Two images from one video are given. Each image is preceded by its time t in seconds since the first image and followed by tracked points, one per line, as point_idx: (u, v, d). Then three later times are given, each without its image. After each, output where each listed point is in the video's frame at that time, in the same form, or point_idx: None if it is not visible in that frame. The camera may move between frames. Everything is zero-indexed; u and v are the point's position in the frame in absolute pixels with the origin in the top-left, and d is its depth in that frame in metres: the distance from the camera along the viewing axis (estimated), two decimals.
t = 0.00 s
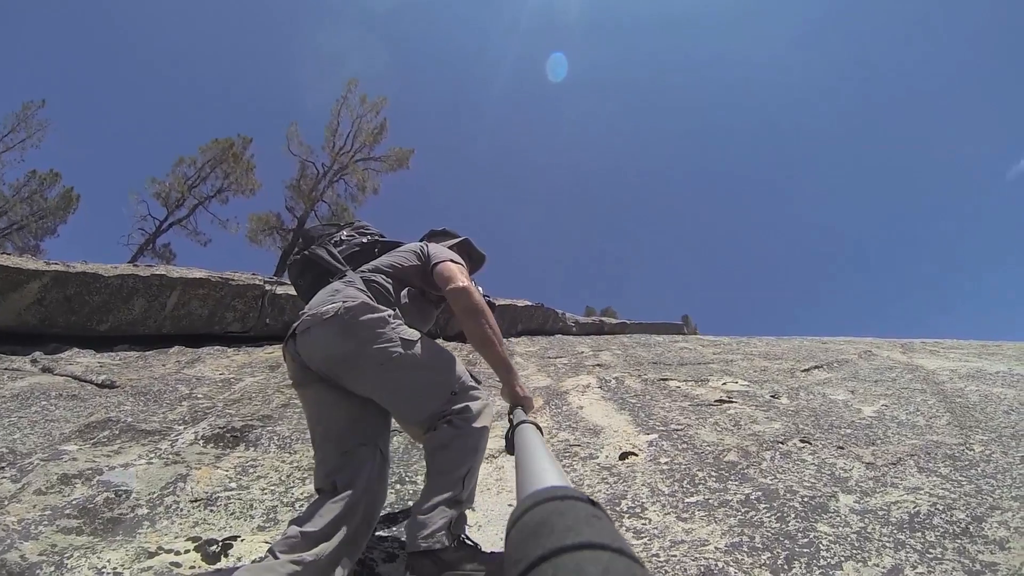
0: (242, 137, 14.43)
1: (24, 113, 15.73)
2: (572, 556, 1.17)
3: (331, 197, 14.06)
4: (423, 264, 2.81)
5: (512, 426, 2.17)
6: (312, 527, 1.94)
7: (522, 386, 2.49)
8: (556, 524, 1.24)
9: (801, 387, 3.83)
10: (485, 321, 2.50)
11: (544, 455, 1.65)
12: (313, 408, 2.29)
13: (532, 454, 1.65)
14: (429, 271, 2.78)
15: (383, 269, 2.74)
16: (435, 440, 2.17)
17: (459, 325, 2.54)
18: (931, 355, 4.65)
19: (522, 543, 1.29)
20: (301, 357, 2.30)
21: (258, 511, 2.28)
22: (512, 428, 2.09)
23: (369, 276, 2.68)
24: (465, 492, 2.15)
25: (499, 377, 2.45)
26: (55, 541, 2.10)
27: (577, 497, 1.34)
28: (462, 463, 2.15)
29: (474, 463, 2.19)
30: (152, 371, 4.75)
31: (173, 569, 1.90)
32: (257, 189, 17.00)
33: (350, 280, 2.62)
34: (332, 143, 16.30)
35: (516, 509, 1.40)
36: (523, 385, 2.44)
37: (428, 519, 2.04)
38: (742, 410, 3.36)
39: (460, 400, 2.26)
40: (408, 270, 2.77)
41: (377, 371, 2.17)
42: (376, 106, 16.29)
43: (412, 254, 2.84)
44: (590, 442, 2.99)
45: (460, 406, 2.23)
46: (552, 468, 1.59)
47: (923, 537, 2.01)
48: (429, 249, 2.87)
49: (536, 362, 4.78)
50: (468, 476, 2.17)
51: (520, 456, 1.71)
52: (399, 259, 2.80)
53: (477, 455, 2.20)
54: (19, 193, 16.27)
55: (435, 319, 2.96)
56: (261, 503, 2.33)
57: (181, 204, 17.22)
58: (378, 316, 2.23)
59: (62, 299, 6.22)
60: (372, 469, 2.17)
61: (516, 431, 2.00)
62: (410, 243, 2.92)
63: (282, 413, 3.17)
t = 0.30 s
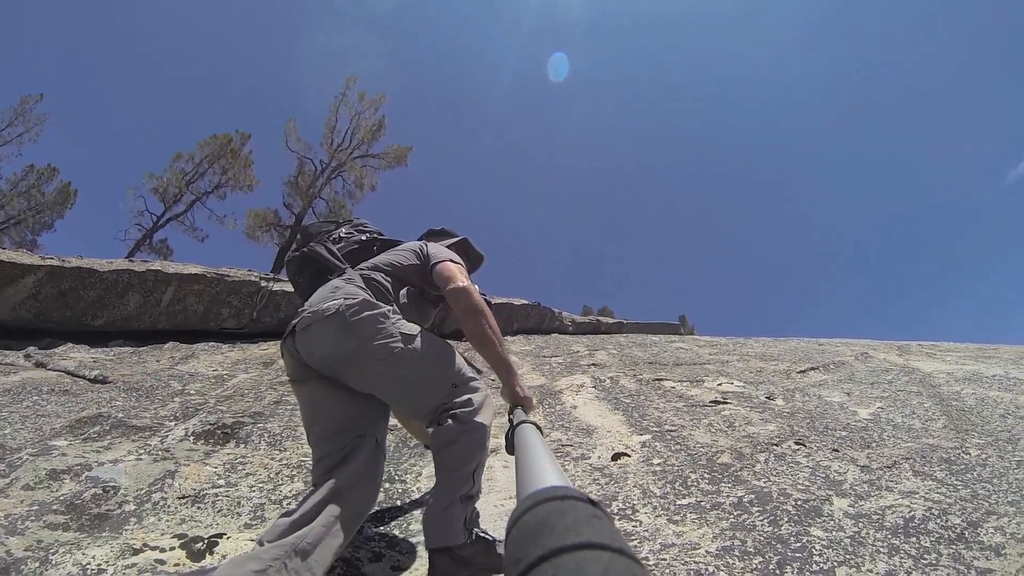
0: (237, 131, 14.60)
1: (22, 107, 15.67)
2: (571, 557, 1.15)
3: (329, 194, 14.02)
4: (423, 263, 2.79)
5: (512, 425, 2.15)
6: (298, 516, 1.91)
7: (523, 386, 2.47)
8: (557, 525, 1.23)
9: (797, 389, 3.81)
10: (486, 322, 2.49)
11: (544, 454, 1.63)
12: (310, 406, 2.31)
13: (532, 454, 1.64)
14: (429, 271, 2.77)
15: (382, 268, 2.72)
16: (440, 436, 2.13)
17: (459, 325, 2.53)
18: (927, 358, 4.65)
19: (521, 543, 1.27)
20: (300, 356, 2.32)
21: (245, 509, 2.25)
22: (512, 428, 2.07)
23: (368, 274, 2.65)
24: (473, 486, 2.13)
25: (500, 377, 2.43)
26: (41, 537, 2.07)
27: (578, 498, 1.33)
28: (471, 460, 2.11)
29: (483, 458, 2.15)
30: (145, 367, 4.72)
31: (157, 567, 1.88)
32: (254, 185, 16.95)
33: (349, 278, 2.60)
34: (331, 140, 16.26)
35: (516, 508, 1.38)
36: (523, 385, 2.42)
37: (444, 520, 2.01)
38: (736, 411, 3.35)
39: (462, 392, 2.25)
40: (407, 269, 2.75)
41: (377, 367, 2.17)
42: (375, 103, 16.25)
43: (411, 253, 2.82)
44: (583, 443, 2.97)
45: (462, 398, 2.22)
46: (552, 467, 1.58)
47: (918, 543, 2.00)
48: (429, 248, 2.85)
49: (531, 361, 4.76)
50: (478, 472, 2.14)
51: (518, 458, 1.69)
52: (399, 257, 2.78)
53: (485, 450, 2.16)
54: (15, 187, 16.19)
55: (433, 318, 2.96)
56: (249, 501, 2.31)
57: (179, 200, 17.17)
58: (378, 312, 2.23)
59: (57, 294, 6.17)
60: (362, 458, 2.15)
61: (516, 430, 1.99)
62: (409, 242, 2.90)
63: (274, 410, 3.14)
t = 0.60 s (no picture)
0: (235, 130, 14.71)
1: (20, 103, 15.61)
2: (572, 557, 1.16)
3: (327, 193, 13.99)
4: (422, 263, 2.77)
5: (513, 425, 2.14)
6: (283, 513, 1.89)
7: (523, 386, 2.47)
8: (557, 525, 1.23)
9: (793, 391, 3.80)
10: (486, 322, 2.47)
11: (545, 454, 1.63)
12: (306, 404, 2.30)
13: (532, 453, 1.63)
14: (429, 271, 2.75)
15: (382, 267, 2.69)
16: (444, 439, 2.11)
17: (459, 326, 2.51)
18: (924, 360, 4.63)
19: (522, 543, 1.28)
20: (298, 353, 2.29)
21: (232, 507, 2.22)
22: (512, 429, 2.07)
23: (367, 272, 2.63)
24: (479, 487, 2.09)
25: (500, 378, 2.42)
26: (26, 533, 2.04)
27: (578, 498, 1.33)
28: (476, 463, 2.07)
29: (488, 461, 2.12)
30: (138, 364, 4.68)
31: (140, 565, 1.85)
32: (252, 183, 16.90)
33: (347, 277, 2.57)
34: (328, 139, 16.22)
35: (516, 509, 1.38)
36: (524, 386, 2.41)
37: (455, 527, 1.97)
38: (731, 412, 3.33)
39: (462, 391, 2.24)
40: (407, 269, 2.72)
41: (377, 366, 2.15)
42: (373, 102, 16.22)
43: (411, 253, 2.79)
44: (575, 443, 2.95)
45: (463, 398, 2.20)
46: (552, 467, 1.58)
47: (914, 547, 1.98)
48: (428, 248, 2.83)
49: (526, 361, 4.73)
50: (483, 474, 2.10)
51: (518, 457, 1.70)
52: (398, 257, 2.75)
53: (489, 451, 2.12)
54: (12, 183, 16.11)
55: (432, 318, 2.93)
56: (236, 499, 2.28)
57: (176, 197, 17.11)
58: (380, 311, 2.20)
59: (52, 291, 6.11)
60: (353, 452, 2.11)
61: (516, 432, 1.97)
62: (409, 241, 2.88)
63: (265, 408, 3.11)
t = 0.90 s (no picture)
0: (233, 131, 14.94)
1: (19, 101, 15.57)
2: (572, 557, 1.14)
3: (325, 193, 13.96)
4: (422, 264, 2.76)
5: (513, 425, 2.14)
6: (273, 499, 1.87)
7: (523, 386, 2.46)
8: (556, 524, 1.21)
9: (789, 393, 3.77)
10: (486, 322, 2.47)
11: (545, 454, 1.61)
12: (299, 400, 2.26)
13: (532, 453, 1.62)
14: (429, 271, 2.73)
15: (383, 267, 2.67)
16: (446, 449, 2.09)
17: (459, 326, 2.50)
18: (921, 363, 4.61)
19: (521, 543, 1.26)
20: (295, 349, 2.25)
21: (218, 507, 2.19)
22: (512, 429, 2.06)
23: (367, 272, 2.60)
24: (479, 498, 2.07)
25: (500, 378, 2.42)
26: (10, 531, 2.00)
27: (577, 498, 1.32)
28: (477, 474, 2.05)
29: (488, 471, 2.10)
30: (131, 363, 4.64)
31: (123, 564, 1.81)
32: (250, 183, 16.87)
33: (348, 277, 2.54)
34: (326, 139, 16.20)
35: (515, 508, 1.37)
36: (523, 386, 2.43)
37: (456, 540, 1.95)
38: (727, 415, 3.30)
39: (462, 396, 2.23)
40: (407, 269, 2.71)
41: (377, 368, 2.12)
42: (372, 102, 16.20)
43: (411, 254, 2.78)
44: (568, 446, 2.92)
45: (464, 406, 2.18)
46: (551, 467, 1.56)
47: (912, 553, 1.95)
48: (429, 249, 2.81)
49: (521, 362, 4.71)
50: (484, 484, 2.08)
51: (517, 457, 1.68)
52: (398, 257, 2.73)
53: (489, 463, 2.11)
54: (10, 181, 16.04)
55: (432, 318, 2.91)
56: (222, 499, 2.25)
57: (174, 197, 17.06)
58: (382, 314, 2.18)
59: (46, 290, 6.07)
60: (347, 450, 2.09)
61: (516, 433, 1.96)
62: (408, 242, 2.86)
63: (256, 408, 3.08)
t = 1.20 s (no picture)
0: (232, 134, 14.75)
1: (17, 101, 15.54)
2: (572, 557, 1.12)
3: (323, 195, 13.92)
4: (424, 266, 2.73)
5: (513, 425, 2.14)
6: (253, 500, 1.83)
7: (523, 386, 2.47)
8: (556, 523, 1.19)
9: (786, 397, 3.74)
10: (486, 322, 2.47)
11: (545, 455, 1.59)
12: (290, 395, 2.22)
13: (532, 453, 1.59)
14: (430, 273, 2.71)
15: (385, 269, 2.64)
16: (440, 466, 2.06)
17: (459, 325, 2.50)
18: (919, 367, 4.59)
19: (521, 543, 1.23)
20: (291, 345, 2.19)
21: (201, 510, 2.15)
22: (512, 428, 2.06)
23: (369, 274, 2.58)
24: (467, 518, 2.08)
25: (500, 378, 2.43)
26: None
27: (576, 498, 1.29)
28: (469, 494, 2.06)
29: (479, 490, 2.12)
30: (123, 365, 4.59)
31: (101, 566, 1.77)
32: (248, 185, 16.84)
33: (352, 279, 2.51)
34: (324, 142, 16.18)
35: (515, 508, 1.34)
36: (523, 385, 2.42)
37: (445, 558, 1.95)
38: (723, 419, 3.27)
39: (459, 410, 2.21)
40: (408, 271, 2.68)
41: (377, 373, 2.09)
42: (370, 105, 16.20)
43: (413, 256, 2.75)
44: (561, 450, 2.88)
45: (463, 424, 2.16)
46: (551, 467, 1.53)
47: (911, 561, 1.92)
48: (431, 251, 2.78)
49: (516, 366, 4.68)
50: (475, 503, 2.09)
51: (518, 457, 1.66)
52: (400, 259, 2.71)
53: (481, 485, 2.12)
54: (7, 182, 15.98)
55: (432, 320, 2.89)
56: (206, 501, 2.21)
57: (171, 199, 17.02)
58: (387, 319, 2.16)
59: (40, 290, 6.02)
60: (332, 453, 2.04)
61: (516, 432, 1.96)
62: (410, 244, 2.84)
63: (246, 409, 3.04)
